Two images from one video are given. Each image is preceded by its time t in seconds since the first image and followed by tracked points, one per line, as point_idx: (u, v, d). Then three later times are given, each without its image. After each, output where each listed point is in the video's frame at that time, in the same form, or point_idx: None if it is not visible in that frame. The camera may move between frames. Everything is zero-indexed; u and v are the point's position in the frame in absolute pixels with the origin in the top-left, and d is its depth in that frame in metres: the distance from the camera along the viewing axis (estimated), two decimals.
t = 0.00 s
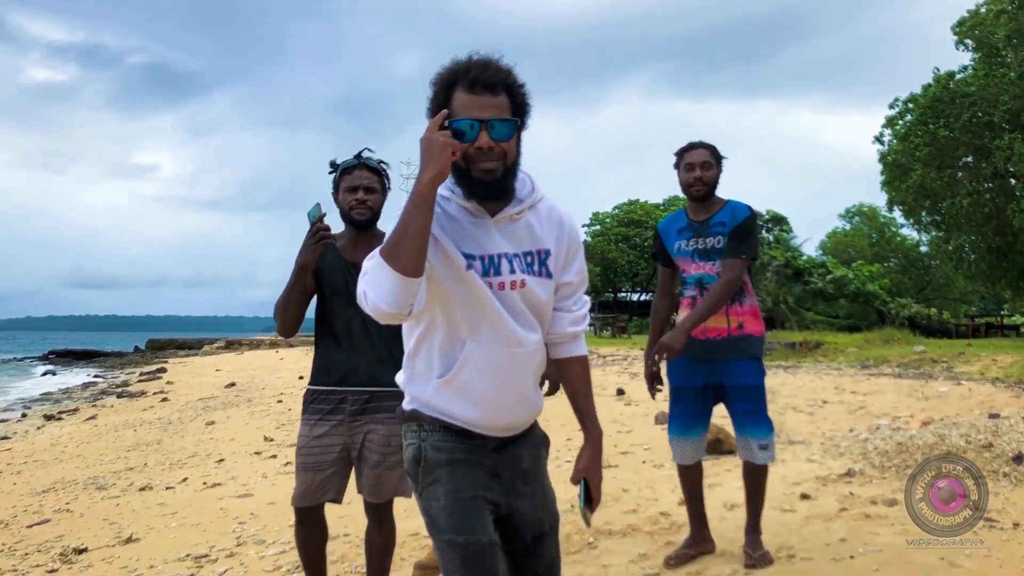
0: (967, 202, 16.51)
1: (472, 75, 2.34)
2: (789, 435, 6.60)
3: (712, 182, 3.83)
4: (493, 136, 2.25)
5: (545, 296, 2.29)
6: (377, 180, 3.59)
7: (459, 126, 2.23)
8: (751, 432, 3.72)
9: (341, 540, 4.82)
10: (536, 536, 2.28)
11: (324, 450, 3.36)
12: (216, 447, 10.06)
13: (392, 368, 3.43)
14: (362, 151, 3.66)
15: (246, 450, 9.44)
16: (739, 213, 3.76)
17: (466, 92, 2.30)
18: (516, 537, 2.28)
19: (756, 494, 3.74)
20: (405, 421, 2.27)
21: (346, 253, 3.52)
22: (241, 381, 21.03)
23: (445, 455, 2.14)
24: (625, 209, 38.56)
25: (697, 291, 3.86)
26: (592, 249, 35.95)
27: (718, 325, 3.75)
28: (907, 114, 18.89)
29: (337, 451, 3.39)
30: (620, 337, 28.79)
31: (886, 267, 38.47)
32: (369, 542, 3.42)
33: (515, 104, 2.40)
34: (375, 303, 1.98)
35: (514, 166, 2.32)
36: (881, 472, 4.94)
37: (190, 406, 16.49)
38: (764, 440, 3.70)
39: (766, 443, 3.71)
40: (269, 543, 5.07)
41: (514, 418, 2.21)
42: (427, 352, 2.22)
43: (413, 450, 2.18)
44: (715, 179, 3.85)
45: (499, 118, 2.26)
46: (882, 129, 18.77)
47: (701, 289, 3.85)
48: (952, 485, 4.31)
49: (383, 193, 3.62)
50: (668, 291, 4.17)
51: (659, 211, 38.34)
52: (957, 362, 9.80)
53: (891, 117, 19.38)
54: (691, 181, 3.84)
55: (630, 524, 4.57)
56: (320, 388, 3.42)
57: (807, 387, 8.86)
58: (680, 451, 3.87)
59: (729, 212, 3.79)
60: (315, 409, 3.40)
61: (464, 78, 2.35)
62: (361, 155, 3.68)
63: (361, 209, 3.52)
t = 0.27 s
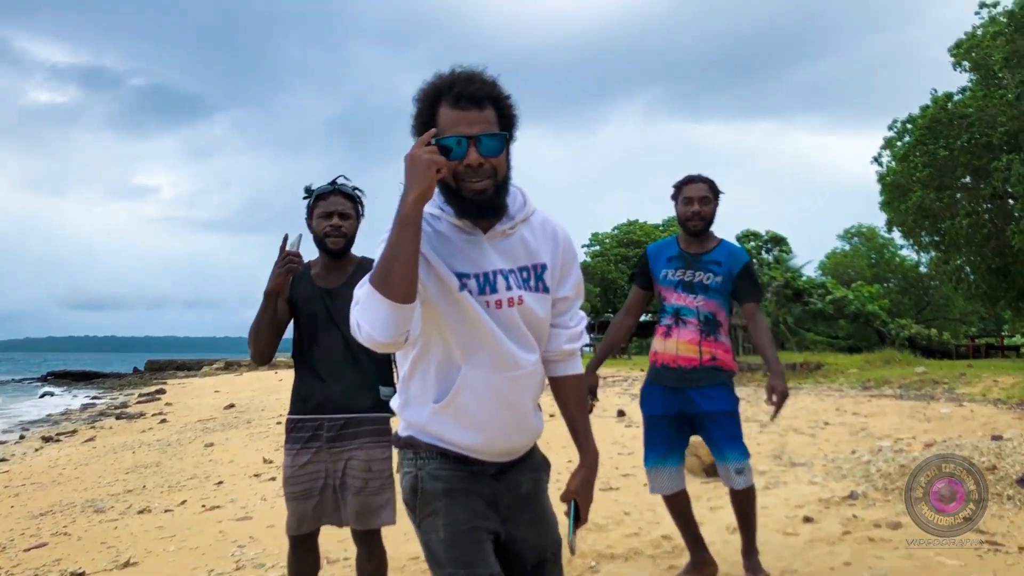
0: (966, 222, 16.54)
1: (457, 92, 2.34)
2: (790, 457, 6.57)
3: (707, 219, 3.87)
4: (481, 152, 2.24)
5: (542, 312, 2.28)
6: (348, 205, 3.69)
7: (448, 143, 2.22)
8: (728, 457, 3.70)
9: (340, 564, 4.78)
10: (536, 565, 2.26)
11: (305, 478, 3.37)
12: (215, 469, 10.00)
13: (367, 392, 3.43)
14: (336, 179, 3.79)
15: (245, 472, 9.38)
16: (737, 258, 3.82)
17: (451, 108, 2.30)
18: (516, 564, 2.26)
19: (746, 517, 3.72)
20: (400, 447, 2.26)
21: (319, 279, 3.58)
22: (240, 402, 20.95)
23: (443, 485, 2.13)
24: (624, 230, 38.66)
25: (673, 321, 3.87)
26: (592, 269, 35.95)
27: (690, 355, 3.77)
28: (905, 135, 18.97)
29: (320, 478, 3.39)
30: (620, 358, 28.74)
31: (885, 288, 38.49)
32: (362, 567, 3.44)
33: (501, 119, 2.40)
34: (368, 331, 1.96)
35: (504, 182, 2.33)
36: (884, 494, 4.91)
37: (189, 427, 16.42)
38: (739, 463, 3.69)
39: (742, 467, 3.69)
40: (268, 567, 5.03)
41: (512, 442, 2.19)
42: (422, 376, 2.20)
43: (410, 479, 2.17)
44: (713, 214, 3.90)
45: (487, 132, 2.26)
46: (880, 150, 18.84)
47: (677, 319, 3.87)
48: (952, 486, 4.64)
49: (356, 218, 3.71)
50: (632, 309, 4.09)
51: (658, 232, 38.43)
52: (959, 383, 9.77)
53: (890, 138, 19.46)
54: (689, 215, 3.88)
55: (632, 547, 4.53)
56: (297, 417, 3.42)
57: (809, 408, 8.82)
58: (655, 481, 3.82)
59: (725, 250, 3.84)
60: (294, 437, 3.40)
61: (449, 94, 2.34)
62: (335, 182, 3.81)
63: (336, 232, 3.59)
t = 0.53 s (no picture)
0: (966, 239, 16.54)
1: (455, 94, 2.29)
2: (793, 475, 6.53)
3: (708, 225, 3.87)
4: (486, 155, 2.21)
5: (543, 318, 2.26)
6: (313, 225, 3.66)
7: (452, 148, 2.19)
8: (719, 472, 3.67)
9: None
10: None
11: (279, 501, 3.33)
12: (215, 488, 9.96)
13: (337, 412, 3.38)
14: (299, 201, 3.75)
15: (245, 490, 9.34)
16: (737, 271, 3.85)
17: (453, 112, 2.25)
18: None
19: (732, 537, 3.66)
20: (396, 460, 2.23)
21: (289, 301, 3.55)
22: (240, 420, 20.88)
23: (439, 503, 2.11)
24: (624, 247, 38.72)
25: (666, 330, 3.81)
26: (592, 285, 35.94)
27: (683, 366, 3.73)
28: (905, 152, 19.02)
29: (294, 500, 3.35)
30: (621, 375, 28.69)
31: (886, 304, 38.48)
32: None
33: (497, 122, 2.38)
34: (376, 346, 1.94)
35: (506, 185, 2.30)
36: (888, 513, 4.89)
37: (189, 445, 16.37)
38: (729, 478, 3.66)
39: (732, 481, 3.66)
40: None
41: (514, 455, 2.16)
42: (420, 388, 2.16)
43: (406, 495, 2.15)
44: (712, 222, 3.90)
45: (490, 133, 2.23)
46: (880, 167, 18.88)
47: (670, 327, 3.81)
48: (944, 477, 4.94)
49: (322, 237, 3.68)
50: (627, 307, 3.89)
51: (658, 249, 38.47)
52: (961, 401, 9.74)
53: (889, 154, 19.50)
54: (690, 220, 3.87)
55: (634, 567, 4.50)
56: (272, 436, 3.39)
57: (811, 426, 8.79)
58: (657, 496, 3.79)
59: (724, 262, 3.86)
60: (267, 460, 3.37)
61: (448, 96, 2.29)
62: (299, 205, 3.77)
63: (302, 252, 3.56)
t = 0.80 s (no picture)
0: (967, 251, 16.53)
1: (483, 108, 2.20)
2: (796, 489, 6.48)
3: (711, 239, 3.85)
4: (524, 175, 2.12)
5: (548, 341, 2.23)
6: (291, 237, 3.65)
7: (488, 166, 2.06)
8: (720, 488, 3.63)
9: None
10: None
11: (272, 516, 3.28)
12: (213, 502, 9.91)
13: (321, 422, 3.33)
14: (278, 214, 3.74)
15: (244, 504, 9.29)
16: (736, 287, 3.88)
17: (485, 129, 2.13)
18: None
19: (729, 553, 3.62)
20: (392, 488, 2.14)
21: (269, 314, 3.53)
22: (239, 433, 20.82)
23: (447, 532, 2.03)
24: (625, 259, 38.74)
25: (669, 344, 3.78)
26: (593, 297, 35.91)
27: (686, 381, 3.71)
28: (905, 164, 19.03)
29: (286, 515, 3.30)
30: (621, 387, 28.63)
31: (886, 316, 38.46)
32: None
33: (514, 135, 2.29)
34: (436, 367, 1.76)
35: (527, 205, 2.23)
36: (892, 527, 4.84)
37: (188, 458, 16.31)
38: (730, 494, 3.63)
39: (732, 497, 3.63)
40: None
41: (515, 482, 2.12)
42: (425, 417, 2.07)
43: (410, 524, 2.07)
44: (714, 233, 3.87)
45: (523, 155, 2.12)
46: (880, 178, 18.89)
47: (673, 342, 3.77)
48: (944, 478, 5.19)
49: (300, 248, 3.66)
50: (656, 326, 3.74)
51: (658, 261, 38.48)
52: (963, 413, 9.70)
53: (889, 166, 19.52)
54: (692, 232, 3.84)
55: None
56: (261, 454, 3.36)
57: (812, 438, 8.75)
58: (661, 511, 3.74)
59: (726, 279, 3.87)
60: (258, 474, 3.33)
61: (476, 109, 2.19)
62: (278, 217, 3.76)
63: (277, 264, 3.56)
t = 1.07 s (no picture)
0: (967, 258, 16.52)
1: (520, 104, 2.13)
2: (797, 497, 6.44)
3: (713, 254, 3.83)
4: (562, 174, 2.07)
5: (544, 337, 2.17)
6: (283, 242, 3.62)
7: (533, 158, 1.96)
8: (730, 497, 3.57)
9: None
10: None
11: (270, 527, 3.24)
12: (211, 510, 9.87)
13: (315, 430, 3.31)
14: (269, 217, 3.70)
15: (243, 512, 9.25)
16: (738, 301, 3.87)
17: (530, 125, 2.07)
18: None
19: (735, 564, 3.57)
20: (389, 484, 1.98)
21: (260, 320, 3.51)
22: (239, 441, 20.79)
23: (455, 532, 1.93)
24: (625, 266, 38.76)
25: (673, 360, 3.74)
26: (593, 305, 35.89)
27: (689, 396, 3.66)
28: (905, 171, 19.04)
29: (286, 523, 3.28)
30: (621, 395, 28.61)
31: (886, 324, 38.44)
32: None
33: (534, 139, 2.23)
34: (534, 345, 1.64)
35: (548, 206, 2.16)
36: (894, 536, 4.80)
37: (187, 466, 16.28)
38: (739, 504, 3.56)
39: (743, 507, 3.57)
40: None
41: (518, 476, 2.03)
42: (443, 412, 1.92)
43: (415, 524, 1.93)
44: (715, 249, 3.84)
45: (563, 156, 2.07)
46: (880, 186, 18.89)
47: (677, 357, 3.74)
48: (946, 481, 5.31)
49: (292, 253, 3.64)
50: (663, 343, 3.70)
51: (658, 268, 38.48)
52: (965, 421, 9.67)
53: (889, 174, 19.51)
54: (693, 248, 3.82)
55: None
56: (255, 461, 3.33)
57: (813, 446, 8.71)
58: (664, 525, 3.67)
59: (728, 294, 3.86)
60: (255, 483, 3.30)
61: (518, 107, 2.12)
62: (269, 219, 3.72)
63: (270, 271, 3.52)
